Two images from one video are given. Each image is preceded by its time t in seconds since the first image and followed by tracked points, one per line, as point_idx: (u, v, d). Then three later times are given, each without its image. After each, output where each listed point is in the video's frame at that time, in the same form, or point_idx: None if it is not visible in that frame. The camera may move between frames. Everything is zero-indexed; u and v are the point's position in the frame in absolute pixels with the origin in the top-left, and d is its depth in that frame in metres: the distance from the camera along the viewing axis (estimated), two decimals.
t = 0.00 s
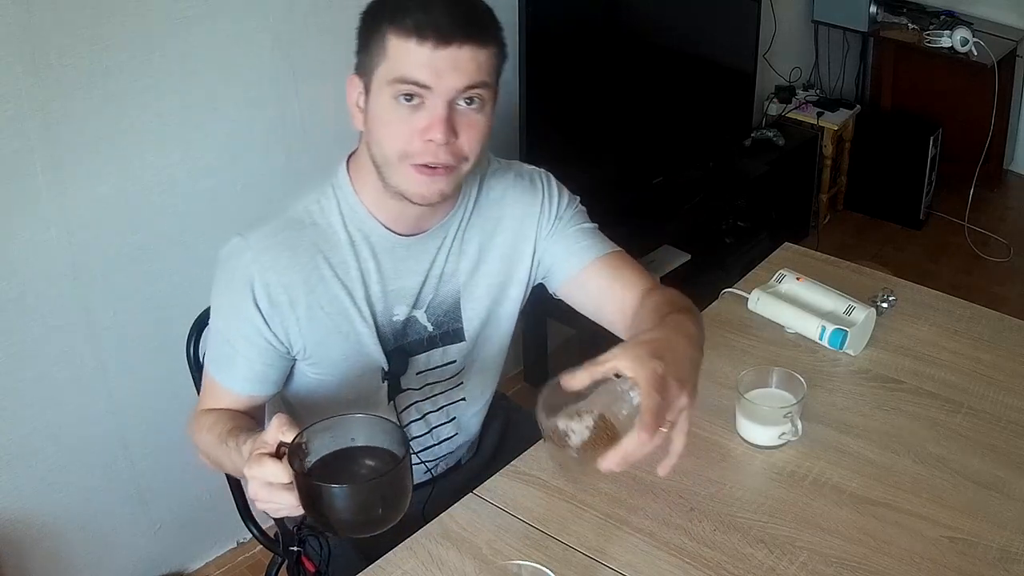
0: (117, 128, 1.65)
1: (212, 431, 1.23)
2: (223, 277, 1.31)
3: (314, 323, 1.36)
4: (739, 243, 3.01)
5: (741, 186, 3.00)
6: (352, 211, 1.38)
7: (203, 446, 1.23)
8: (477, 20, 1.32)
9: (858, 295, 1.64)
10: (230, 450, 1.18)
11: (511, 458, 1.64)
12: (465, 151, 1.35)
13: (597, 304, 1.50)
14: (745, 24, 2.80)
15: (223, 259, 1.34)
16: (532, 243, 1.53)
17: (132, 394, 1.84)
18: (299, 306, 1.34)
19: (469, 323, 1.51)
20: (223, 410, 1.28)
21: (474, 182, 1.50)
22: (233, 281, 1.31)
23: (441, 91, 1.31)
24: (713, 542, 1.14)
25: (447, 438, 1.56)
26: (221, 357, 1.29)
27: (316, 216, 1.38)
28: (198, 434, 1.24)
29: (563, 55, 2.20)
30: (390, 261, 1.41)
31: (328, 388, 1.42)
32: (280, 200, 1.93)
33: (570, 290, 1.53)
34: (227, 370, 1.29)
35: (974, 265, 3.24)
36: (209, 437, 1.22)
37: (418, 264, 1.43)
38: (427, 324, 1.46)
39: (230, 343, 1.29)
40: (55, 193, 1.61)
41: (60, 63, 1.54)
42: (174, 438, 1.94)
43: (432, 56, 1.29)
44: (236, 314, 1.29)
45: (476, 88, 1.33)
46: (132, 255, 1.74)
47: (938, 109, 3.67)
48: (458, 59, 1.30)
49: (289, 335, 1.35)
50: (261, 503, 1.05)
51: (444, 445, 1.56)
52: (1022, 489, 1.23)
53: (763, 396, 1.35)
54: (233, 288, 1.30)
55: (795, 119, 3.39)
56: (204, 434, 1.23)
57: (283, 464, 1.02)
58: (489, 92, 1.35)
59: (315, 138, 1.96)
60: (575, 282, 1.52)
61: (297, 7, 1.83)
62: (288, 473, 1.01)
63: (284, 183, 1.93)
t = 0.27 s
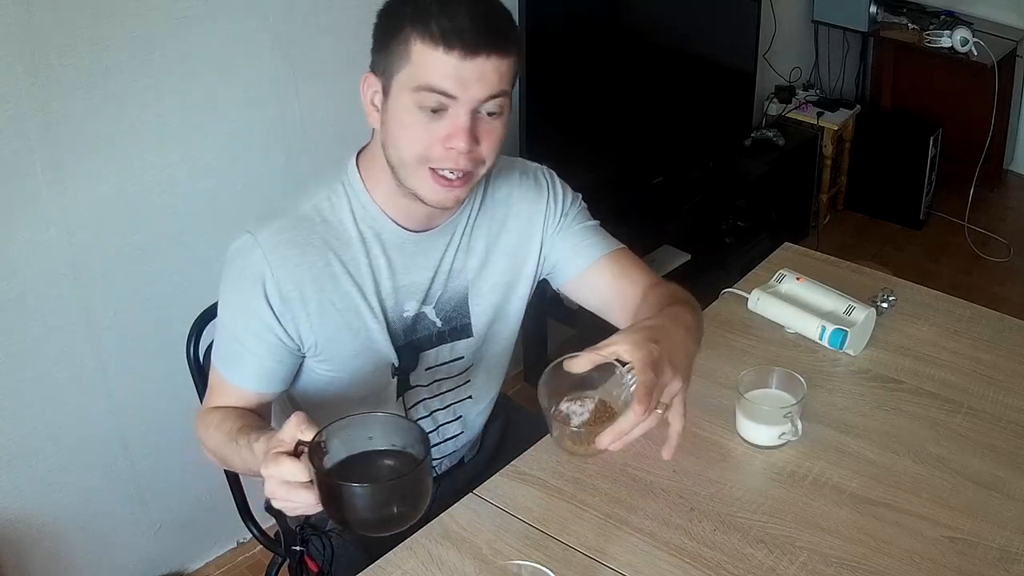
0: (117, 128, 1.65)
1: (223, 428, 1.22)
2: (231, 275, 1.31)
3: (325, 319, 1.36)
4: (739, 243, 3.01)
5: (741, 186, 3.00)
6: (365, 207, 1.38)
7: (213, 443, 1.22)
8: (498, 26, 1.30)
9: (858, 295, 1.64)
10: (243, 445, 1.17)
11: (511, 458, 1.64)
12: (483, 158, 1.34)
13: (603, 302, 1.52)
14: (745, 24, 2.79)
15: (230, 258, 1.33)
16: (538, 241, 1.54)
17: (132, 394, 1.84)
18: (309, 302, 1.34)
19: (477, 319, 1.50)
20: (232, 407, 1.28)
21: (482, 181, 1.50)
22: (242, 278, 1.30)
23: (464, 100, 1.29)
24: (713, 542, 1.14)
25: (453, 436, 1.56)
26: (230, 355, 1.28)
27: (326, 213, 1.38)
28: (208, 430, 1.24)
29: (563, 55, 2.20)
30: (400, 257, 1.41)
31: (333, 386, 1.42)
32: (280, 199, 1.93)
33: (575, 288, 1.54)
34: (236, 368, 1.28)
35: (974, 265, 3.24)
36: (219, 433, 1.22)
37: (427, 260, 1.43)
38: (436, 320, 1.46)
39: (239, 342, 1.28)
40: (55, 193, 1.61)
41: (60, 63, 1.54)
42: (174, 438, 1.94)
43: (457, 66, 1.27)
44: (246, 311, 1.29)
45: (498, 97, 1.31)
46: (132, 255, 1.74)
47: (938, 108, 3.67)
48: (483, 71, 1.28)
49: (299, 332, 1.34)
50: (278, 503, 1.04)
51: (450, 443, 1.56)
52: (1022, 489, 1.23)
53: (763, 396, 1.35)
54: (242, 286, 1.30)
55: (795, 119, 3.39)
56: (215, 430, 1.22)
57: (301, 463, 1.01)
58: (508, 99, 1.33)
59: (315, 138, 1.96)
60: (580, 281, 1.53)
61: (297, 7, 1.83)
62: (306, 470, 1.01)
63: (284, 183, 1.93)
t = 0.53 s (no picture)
0: (117, 128, 1.65)
1: (235, 434, 1.23)
2: (231, 282, 1.31)
3: (328, 316, 1.36)
4: (739, 243, 3.01)
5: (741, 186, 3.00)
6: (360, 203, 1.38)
7: (225, 449, 1.23)
8: (492, 33, 1.30)
9: (858, 295, 1.64)
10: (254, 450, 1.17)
11: (511, 458, 1.63)
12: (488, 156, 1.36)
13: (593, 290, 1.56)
14: (745, 24, 2.79)
15: (228, 266, 1.33)
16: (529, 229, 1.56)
17: (132, 394, 1.84)
18: (312, 300, 1.34)
19: (475, 306, 1.52)
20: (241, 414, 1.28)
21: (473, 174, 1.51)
22: (243, 283, 1.30)
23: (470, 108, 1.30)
24: (714, 542, 1.14)
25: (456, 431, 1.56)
26: (236, 361, 1.28)
27: (321, 212, 1.38)
28: (220, 436, 1.24)
29: (563, 55, 2.20)
30: (397, 250, 1.42)
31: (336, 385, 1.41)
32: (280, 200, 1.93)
33: (564, 274, 1.58)
34: (244, 374, 1.28)
35: (974, 265, 3.24)
36: (229, 439, 1.23)
37: (425, 251, 1.44)
38: (436, 310, 1.47)
39: (246, 347, 1.29)
40: (55, 193, 1.61)
41: (60, 63, 1.54)
42: (174, 438, 1.94)
43: (461, 76, 1.27)
44: (250, 316, 1.29)
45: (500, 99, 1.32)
46: (132, 255, 1.74)
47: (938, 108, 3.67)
48: (488, 78, 1.28)
49: (303, 332, 1.34)
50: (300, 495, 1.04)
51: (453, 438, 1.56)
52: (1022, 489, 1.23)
53: (763, 396, 1.35)
54: (243, 292, 1.30)
55: (795, 119, 3.39)
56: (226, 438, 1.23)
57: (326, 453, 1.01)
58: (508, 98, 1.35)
59: (315, 138, 1.96)
60: (570, 269, 1.57)
61: (297, 8, 1.83)
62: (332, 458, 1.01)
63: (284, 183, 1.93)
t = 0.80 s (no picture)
0: (117, 128, 1.65)
1: (242, 439, 1.21)
2: (229, 280, 1.30)
3: (328, 310, 1.36)
4: (739, 243, 3.02)
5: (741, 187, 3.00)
6: (353, 197, 1.39)
7: (236, 452, 1.21)
8: (487, 36, 1.30)
9: (858, 295, 1.64)
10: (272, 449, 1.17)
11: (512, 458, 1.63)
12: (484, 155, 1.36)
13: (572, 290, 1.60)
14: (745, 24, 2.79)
15: (224, 267, 1.33)
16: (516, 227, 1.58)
17: (132, 394, 1.84)
18: (312, 294, 1.34)
19: (469, 296, 1.53)
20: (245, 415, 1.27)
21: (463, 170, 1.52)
22: (242, 279, 1.30)
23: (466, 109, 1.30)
24: (713, 542, 1.14)
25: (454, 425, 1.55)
26: (237, 360, 1.27)
27: (315, 208, 1.38)
28: (228, 439, 1.22)
29: (563, 55, 2.20)
30: (392, 242, 1.42)
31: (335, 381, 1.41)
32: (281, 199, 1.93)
33: (544, 273, 1.61)
34: (246, 373, 1.27)
35: (974, 265, 3.24)
36: (238, 443, 1.21)
37: (419, 241, 1.45)
38: (432, 300, 1.48)
39: (249, 345, 1.28)
40: (55, 193, 1.61)
41: (60, 63, 1.54)
42: (174, 438, 1.94)
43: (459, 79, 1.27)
44: (252, 311, 1.29)
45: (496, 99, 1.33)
46: (132, 255, 1.74)
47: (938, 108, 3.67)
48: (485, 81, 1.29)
49: (304, 327, 1.34)
50: (328, 485, 1.05)
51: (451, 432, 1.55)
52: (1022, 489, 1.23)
53: (763, 396, 1.35)
54: (243, 288, 1.29)
55: (795, 119, 3.39)
56: (234, 441, 1.22)
57: (360, 442, 1.03)
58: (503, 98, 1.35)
59: (315, 138, 1.96)
60: (548, 270, 1.60)
61: (297, 8, 1.83)
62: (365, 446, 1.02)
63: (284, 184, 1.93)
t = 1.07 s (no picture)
0: (117, 128, 1.65)
1: (261, 440, 1.19)
2: (233, 270, 1.30)
3: (332, 298, 1.35)
4: (738, 243, 3.02)
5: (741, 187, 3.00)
6: (353, 187, 1.39)
7: (256, 455, 1.19)
8: (489, 31, 1.30)
9: (858, 295, 1.64)
10: (299, 448, 1.16)
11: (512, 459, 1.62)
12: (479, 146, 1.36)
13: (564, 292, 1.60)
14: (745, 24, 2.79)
15: (226, 259, 1.32)
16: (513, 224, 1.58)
17: (132, 394, 1.84)
18: (316, 282, 1.34)
19: (469, 290, 1.53)
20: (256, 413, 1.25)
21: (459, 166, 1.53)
22: (246, 269, 1.29)
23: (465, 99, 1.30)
24: (713, 542, 1.14)
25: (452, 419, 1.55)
26: (244, 350, 1.26)
27: (316, 199, 1.38)
28: (246, 441, 1.20)
29: (563, 55, 2.20)
30: (392, 233, 1.42)
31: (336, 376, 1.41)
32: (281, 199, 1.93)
33: (538, 275, 1.61)
34: (253, 364, 1.26)
35: (974, 265, 3.24)
36: (250, 440, 1.20)
37: (418, 234, 1.45)
38: (431, 292, 1.48)
39: (256, 334, 1.27)
40: (55, 193, 1.61)
41: (60, 63, 1.54)
42: (174, 438, 1.94)
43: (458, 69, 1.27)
44: (258, 300, 1.28)
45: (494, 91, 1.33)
46: (132, 255, 1.74)
47: (938, 108, 3.67)
48: (485, 72, 1.29)
49: (309, 315, 1.34)
50: (368, 485, 1.05)
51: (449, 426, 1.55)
52: (1022, 489, 1.23)
53: (763, 396, 1.35)
54: (248, 276, 1.29)
55: (795, 119, 3.39)
56: (252, 442, 1.20)
57: (405, 441, 1.04)
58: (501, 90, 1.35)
59: (315, 138, 1.96)
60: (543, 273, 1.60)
61: (297, 7, 1.83)
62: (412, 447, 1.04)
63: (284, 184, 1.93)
